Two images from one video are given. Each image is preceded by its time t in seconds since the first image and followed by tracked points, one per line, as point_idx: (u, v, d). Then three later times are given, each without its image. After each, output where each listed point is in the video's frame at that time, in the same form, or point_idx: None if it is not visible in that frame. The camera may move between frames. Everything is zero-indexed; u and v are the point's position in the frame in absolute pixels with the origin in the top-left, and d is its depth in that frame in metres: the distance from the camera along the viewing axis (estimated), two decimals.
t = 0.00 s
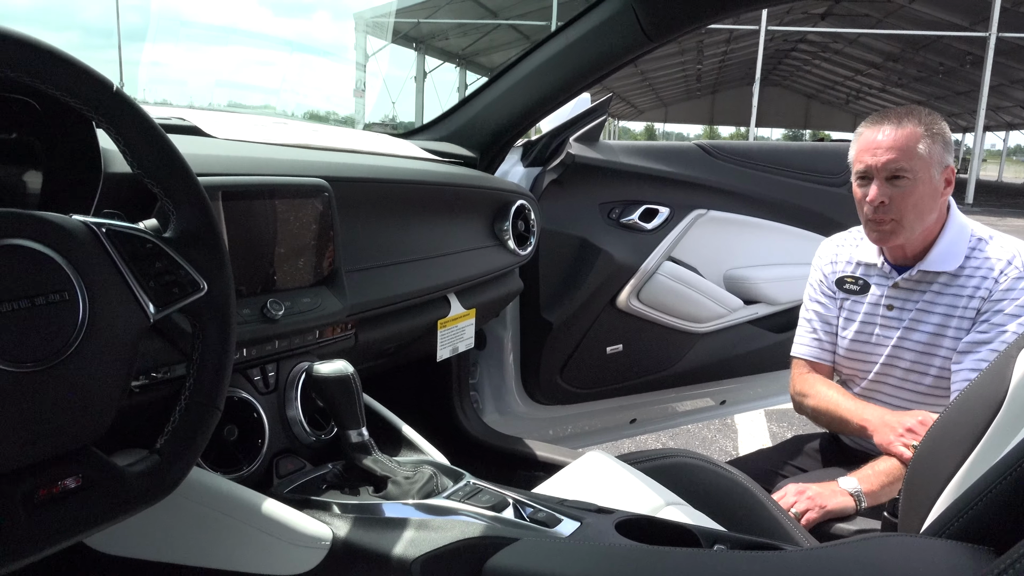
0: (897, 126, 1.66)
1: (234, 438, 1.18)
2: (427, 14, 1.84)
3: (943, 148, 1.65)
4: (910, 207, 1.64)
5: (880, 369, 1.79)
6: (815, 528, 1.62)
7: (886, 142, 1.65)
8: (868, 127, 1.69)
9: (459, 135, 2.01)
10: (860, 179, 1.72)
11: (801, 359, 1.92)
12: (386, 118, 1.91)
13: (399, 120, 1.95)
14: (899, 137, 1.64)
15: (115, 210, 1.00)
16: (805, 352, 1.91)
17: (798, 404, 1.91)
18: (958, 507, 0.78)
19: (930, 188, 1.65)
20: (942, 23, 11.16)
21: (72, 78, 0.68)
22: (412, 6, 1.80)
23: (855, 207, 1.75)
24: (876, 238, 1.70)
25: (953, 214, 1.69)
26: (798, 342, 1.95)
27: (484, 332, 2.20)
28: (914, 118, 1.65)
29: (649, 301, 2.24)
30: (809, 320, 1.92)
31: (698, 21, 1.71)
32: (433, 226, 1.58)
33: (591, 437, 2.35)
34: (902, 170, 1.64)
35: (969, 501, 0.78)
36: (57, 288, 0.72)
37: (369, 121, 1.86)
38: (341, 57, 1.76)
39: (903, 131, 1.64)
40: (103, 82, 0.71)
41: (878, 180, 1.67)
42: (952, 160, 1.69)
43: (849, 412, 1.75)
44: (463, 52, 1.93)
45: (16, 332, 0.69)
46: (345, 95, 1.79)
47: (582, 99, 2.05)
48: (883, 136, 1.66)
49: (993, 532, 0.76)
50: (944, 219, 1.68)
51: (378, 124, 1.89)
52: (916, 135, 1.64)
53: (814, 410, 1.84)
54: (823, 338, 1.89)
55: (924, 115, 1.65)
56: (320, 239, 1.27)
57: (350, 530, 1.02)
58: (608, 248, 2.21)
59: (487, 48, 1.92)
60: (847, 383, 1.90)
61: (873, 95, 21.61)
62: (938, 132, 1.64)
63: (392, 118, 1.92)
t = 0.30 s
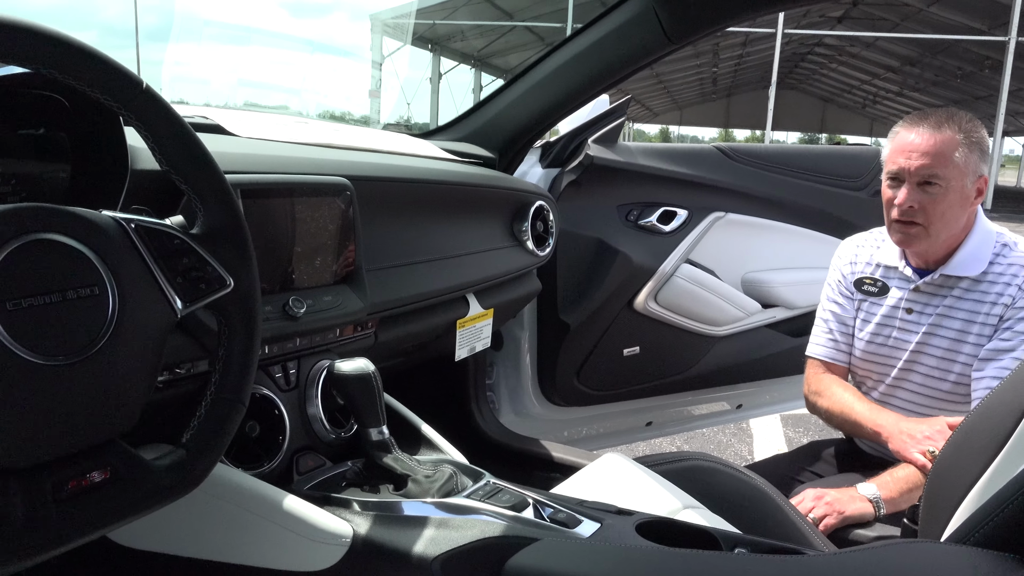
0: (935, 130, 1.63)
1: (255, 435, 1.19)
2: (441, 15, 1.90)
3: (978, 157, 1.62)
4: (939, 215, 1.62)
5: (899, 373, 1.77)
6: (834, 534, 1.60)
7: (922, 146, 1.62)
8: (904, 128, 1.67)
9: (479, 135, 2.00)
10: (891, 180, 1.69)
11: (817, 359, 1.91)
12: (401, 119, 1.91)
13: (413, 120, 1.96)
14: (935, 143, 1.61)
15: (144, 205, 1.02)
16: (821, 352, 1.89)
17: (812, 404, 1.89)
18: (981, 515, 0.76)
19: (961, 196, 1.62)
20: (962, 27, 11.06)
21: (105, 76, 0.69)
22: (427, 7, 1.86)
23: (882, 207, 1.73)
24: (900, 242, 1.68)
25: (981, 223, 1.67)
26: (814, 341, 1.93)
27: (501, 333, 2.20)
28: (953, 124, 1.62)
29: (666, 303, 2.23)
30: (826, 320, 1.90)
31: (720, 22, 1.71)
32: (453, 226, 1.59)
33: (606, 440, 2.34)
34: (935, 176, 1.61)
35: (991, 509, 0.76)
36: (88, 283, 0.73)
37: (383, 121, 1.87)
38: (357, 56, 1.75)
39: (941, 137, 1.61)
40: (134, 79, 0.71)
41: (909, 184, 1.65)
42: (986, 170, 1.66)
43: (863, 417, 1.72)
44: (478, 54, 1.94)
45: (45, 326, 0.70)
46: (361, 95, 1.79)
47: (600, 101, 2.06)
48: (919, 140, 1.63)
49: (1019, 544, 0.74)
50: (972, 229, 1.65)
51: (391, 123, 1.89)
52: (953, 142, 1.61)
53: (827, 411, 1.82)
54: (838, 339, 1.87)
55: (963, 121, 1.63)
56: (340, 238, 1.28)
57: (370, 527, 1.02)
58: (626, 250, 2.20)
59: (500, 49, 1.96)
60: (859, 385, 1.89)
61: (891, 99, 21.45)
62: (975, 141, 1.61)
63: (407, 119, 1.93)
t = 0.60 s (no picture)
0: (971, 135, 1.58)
1: (274, 437, 1.20)
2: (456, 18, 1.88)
3: (1014, 163, 1.57)
4: (970, 222, 1.59)
5: (916, 377, 1.75)
6: (853, 539, 1.58)
7: (955, 152, 1.58)
8: (939, 131, 1.62)
9: (493, 139, 2.02)
10: (923, 183, 1.66)
11: (832, 358, 1.90)
12: (416, 120, 1.92)
13: (429, 121, 1.96)
14: (969, 149, 1.56)
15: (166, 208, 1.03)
16: (836, 350, 1.88)
17: (826, 406, 1.88)
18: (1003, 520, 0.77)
19: (994, 204, 1.58)
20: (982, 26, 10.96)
21: (128, 80, 0.70)
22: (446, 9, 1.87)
23: (912, 210, 1.70)
24: (928, 247, 1.66)
25: (1013, 229, 1.63)
26: (830, 339, 1.92)
27: (516, 336, 2.20)
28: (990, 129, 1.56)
29: (683, 305, 2.22)
30: (843, 318, 1.89)
31: (738, 24, 1.70)
32: (470, 228, 1.59)
33: (622, 443, 2.33)
34: (967, 184, 1.57)
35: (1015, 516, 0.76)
36: (110, 287, 0.73)
37: (399, 122, 1.88)
38: (372, 58, 1.75)
39: (976, 143, 1.56)
40: (158, 86, 0.72)
41: (941, 190, 1.61)
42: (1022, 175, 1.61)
43: (878, 428, 1.72)
44: (492, 55, 1.92)
45: (68, 330, 0.70)
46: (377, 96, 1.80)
47: (616, 103, 2.05)
48: (953, 145, 1.58)
49: None
50: (1003, 237, 1.62)
51: (406, 125, 1.90)
52: (988, 148, 1.56)
53: (840, 415, 1.82)
54: (854, 337, 1.86)
55: (1001, 127, 1.57)
56: (358, 241, 1.28)
57: (388, 531, 1.03)
58: (642, 252, 2.19)
59: (514, 51, 1.93)
60: (874, 386, 1.88)
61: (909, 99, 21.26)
62: (1012, 147, 1.56)
63: (422, 120, 1.94)
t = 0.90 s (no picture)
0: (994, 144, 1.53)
1: (271, 443, 1.19)
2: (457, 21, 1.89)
3: None
4: (987, 233, 1.56)
5: (920, 380, 1.73)
6: (853, 539, 1.58)
7: (977, 161, 1.53)
8: (960, 138, 1.57)
9: (495, 142, 2.01)
10: (941, 190, 1.62)
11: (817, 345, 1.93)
12: (417, 123, 1.91)
13: (429, 123, 1.95)
14: (991, 159, 1.52)
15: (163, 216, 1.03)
16: (822, 339, 1.91)
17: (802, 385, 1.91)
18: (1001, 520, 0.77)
19: (1013, 214, 1.55)
20: (982, 23, 10.95)
21: (123, 87, 0.70)
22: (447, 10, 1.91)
23: (929, 215, 1.67)
24: (943, 254, 1.63)
25: None
26: (819, 327, 1.94)
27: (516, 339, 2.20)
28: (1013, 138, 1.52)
29: (683, 306, 2.22)
30: (835, 309, 1.90)
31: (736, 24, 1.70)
32: (468, 231, 1.59)
33: (622, 444, 2.34)
34: (987, 194, 1.53)
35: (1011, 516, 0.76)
36: (107, 295, 0.73)
37: (400, 125, 1.87)
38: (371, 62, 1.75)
39: (998, 153, 1.52)
40: (152, 92, 0.72)
41: (959, 198, 1.57)
42: None
43: (836, 403, 1.73)
44: (493, 57, 1.92)
45: (64, 338, 0.70)
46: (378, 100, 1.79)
47: (616, 105, 2.05)
48: (975, 154, 1.54)
49: None
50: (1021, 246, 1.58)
51: (408, 129, 1.89)
52: (1011, 158, 1.52)
53: (808, 392, 1.84)
54: (844, 331, 1.87)
55: None
56: (357, 246, 1.29)
57: (386, 536, 1.04)
58: (642, 254, 2.19)
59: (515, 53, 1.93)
60: (876, 386, 1.87)
61: (910, 97, 21.24)
62: None
63: (423, 123, 1.93)
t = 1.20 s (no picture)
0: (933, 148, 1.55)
1: (201, 459, 1.17)
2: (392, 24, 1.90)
3: (972, 176, 1.56)
4: (926, 235, 1.59)
5: (854, 377, 1.79)
6: (785, 527, 1.64)
7: (917, 165, 1.56)
8: (899, 140, 1.59)
9: (428, 145, 2.00)
10: (881, 192, 1.64)
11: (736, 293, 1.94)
12: (353, 128, 1.91)
13: (366, 128, 1.95)
14: (930, 163, 1.55)
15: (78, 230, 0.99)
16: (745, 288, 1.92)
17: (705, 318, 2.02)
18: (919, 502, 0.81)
19: (949, 216, 1.58)
20: (899, 24, 11.42)
21: (33, 101, 0.68)
22: (378, 16, 1.86)
23: (868, 216, 1.70)
24: (882, 255, 1.66)
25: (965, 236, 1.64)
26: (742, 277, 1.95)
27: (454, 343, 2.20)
28: (951, 142, 1.54)
29: (617, 306, 2.27)
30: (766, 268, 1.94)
31: (659, 27, 1.75)
32: (403, 237, 1.59)
33: (562, 444, 2.36)
34: (926, 197, 1.56)
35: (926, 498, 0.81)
36: (17, 315, 0.71)
37: (336, 131, 1.88)
38: (301, 68, 1.74)
39: (937, 157, 1.54)
40: (64, 103, 0.70)
41: (899, 201, 1.60)
42: (977, 183, 1.61)
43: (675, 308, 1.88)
44: (430, 61, 1.94)
45: None
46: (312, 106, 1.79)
47: (549, 107, 2.02)
48: (915, 157, 1.56)
49: (964, 525, 0.78)
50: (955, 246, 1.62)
51: (345, 134, 1.90)
52: (949, 162, 1.54)
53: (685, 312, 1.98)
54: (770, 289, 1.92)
55: (963, 139, 1.55)
56: (286, 256, 1.27)
57: (320, 549, 1.03)
58: (577, 254, 2.22)
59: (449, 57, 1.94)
60: (812, 381, 1.92)
61: (835, 96, 22.00)
62: (972, 161, 1.55)
63: (360, 128, 1.93)
